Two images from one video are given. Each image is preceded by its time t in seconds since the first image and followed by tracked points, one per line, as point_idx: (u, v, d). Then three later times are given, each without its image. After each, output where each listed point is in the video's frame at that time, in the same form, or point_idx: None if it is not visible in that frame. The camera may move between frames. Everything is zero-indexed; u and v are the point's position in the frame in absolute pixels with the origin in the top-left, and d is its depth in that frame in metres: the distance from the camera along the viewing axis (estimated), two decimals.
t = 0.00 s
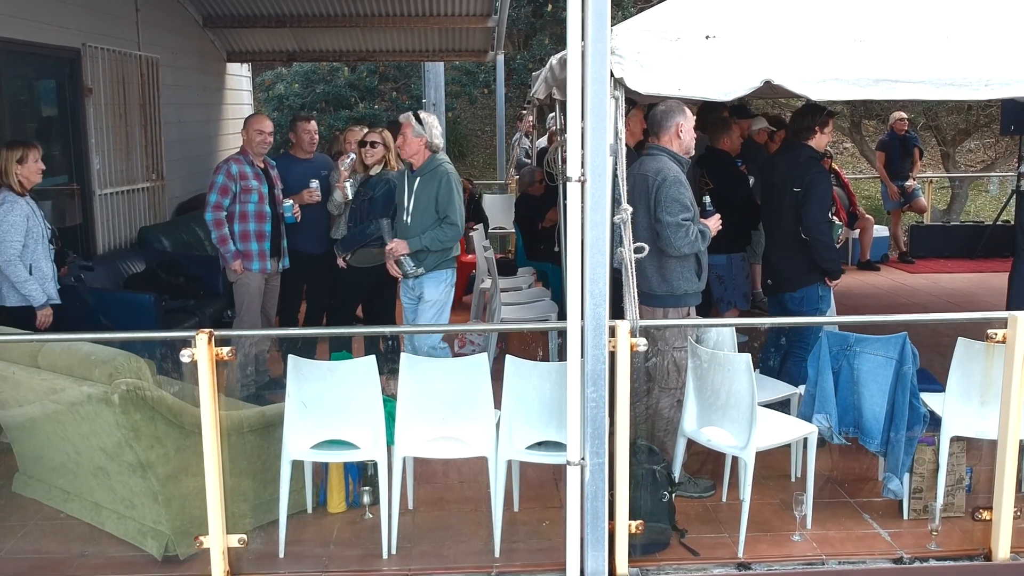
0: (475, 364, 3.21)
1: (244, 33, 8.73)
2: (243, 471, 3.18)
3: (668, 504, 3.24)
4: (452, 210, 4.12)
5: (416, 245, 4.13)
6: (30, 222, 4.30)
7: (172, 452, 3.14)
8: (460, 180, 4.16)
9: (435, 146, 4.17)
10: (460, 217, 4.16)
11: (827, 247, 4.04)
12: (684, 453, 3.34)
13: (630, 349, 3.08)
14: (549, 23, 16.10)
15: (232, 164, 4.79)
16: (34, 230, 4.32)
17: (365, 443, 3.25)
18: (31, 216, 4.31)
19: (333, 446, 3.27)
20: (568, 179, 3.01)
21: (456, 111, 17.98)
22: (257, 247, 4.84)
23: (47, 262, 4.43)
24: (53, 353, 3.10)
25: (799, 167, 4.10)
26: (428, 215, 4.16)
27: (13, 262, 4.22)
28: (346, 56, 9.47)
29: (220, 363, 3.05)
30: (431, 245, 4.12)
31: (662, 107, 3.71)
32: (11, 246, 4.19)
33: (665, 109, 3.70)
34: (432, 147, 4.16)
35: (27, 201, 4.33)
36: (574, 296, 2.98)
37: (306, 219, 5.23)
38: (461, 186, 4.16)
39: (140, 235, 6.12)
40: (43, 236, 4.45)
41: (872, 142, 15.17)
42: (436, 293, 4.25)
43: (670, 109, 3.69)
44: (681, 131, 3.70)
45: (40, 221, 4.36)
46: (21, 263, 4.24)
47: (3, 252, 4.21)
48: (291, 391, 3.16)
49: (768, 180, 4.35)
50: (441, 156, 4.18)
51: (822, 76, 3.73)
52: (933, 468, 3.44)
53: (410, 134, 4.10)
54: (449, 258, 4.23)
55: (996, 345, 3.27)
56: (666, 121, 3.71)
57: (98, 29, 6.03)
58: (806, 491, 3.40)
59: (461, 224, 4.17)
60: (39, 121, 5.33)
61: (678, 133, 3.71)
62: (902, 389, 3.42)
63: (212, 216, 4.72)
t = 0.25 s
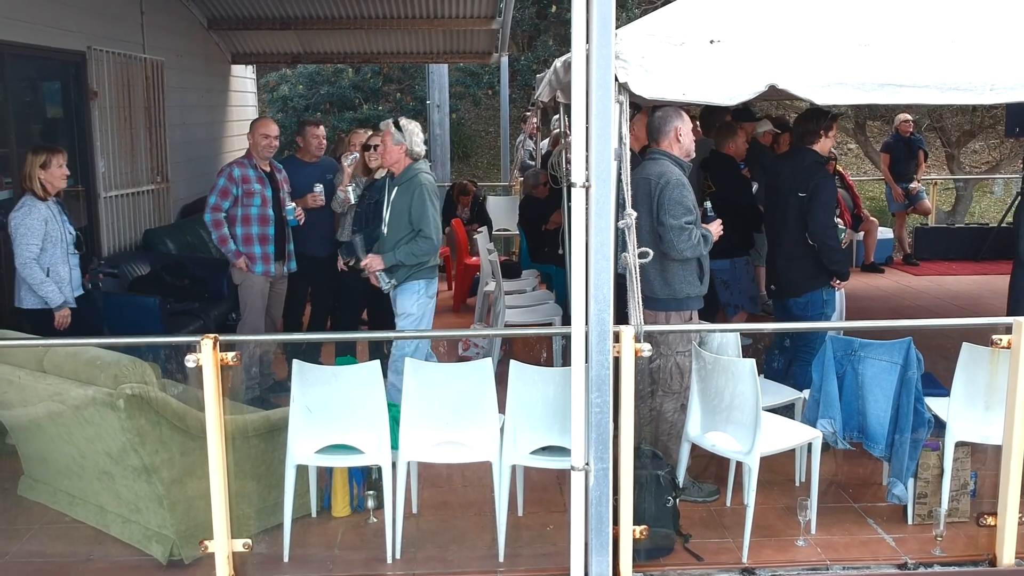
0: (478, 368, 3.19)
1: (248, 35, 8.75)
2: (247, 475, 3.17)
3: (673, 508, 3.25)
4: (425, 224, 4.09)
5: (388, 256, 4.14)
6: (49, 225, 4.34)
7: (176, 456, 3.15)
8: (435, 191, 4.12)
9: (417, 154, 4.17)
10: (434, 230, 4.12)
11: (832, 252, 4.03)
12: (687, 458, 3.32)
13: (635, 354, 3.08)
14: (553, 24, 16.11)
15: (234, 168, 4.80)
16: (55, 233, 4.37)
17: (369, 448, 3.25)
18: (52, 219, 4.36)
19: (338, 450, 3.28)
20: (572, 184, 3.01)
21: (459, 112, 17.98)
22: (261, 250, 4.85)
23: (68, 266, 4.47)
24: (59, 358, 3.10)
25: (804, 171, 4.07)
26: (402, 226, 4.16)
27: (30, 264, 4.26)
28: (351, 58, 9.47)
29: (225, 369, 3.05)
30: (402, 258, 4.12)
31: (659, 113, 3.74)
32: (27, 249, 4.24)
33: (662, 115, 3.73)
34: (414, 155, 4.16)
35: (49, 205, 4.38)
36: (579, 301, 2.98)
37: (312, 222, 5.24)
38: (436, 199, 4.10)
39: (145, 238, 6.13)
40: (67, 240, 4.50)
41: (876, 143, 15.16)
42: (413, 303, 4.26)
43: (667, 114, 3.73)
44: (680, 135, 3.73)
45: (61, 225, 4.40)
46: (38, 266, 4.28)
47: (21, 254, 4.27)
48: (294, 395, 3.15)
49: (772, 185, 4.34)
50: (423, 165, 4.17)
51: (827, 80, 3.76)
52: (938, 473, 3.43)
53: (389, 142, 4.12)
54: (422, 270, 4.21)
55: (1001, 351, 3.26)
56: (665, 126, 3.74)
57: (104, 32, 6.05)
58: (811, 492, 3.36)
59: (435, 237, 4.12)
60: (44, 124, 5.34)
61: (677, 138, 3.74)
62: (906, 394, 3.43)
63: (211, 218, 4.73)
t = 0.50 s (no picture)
0: (480, 372, 3.21)
1: (248, 37, 8.76)
2: (247, 478, 3.18)
3: (673, 511, 3.24)
4: (387, 237, 3.95)
5: (355, 265, 4.03)
6: (66, 224, 4.41)
7: (177, 460, 3.15)
8: (401, 203, 3.97)
9: (392, 161, 4.01)
10: (396, 244, 3.97)
11: (832, 256, 4.03)
12: (688, 460, 3.32)
13: (635, 357, 3.08)
14: (553, 25, 16.13)
15: (235, 171, 4.79)
16: (73, 233, 4.44)
17: (370, 451, 3.25)
18: (71, 219, 4.42)
19: (339, 454, 3.28)
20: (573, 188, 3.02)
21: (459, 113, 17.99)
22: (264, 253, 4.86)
23: (86, 266, 4.51)
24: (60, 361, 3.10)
25: (804, 174, 4.07)
26: (370, 235, 4.03)
27: (43, 262, 4.33)
28: (351, 59, 9.48)
29: (226, 372, 3.05)
30: (365, 269, 4.01)
31: (656, 118, 3.76)
32: (40, 246, 4.31)
33: (660, 120, 3.75)
34: (389, 163, 4.01)
35: (69, 205, 4.45)
36: (579, 305, 2.98)
37: (313, 225, 5.29)
38: (399, 210, 3.95)
39: (145, 240, 6.12)
40: (88, 240, 4.56)
41: (876, 144, 15.17)
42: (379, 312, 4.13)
43: (665, 119, 3.75)
44: (678, 138, 3.75)
45: (79, 225, 4.47)
46: (51, 264, 4.35)
47: (37, 252, 4.36)
48: (295, 398, 3.15)
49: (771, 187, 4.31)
50: (397, 173, 4.02)
51: (827, 84, 3.75)
52: (938, 476, 3.45)
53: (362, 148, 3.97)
54: (389, 280, 4.08)
55: (1001, 354, 3.26)
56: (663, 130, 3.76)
57: (104, 34, 6.05)
58: (811, 494, 3.37)
59: (397, 251, 3.98)
60: (45, 125, 5.35)
61: (676, 141, 3.76)
62: (906, 397, 3.43)
63: (213, 221, 4.74)
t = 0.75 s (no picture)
0: (481, 374, 3.21)
1: (248, 38, 8.76)
2: (248, 480, 3.18)
3: (673, 513, 3.24)
4: (346, 241, 3.85)
5: (319, 268, 3.96)
6: (81, 223, 4.42)
7: (177, 462, 3.15)
8: (359, 206, 3.85)
9: (359, 161, 3.95)
10: (354, 247, 3.87)
11: (831, 257, 4.04)
12: (688, 462, 3.30)
13: (635, 360, 3.08)
14: (552, 25, 16.13)
15: (238, 173, 4.79)
16: (89, 232, 4.45)
17: (369, 453, 3.26)
18: (87, 218, 4.44)
19: (339, 456, 3.27)
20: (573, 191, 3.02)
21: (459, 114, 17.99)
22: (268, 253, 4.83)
23: (101, 265, 4.52)
24: (60, 363, 3.10)
25: (803, 176, 4.07)
26: (331, 237, 3.94)
27: (56, 261, 4.35)
28: (351, 60, 9.48)
29: (226, 374, 3.05)
30: (325, 272, 3.92)
31: (656, 120, 3.77)
32: (54, 245, 4.33)
33: (660, 123, 3.75)
34: (357, 162, 3.94)
35: (87, 205, 4.47)
36: (579, 307, 2.98)
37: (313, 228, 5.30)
38: (357, 214, 3.83)
39: (144, 241, 6.10)
40: (105, 239, 4.58)
41: (875, 145, 15.17)
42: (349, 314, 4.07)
43: (664, 122, 3.75)
44: (677, 140, 3.75)
45: (95, 224, 4.48)
46: (63, 263, 4.36)
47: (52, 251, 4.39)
48: (295, 400, 3.15)
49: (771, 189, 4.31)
50: (362, 175, 3.94)
51: (827, 85, 3.76)
52: (938, 478, 3.44)
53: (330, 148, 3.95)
54: (358, 282, 4.02)
55: (1000, 356, 3.26)
56: (663, 132, 3.76)
57: (103, 36, 6.05)
58: (811, 494, 3.36)
59: (354, 255, 3.87)
60: (44, 126, 5.34)
61: (675, 143, 3.76)
62: (905, 400, 3.44)
63: (215, 224, 4.74)
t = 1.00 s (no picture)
0: (480, 374, 3.21)
1: (246, 38, 8.76)
2: (247, 480, 3.18)
3: (672, 513, 3.24)
4: (306, 245, 3.77)
5: (281, 272, 3.86)
6: (100, 225, 4.48)
7: (176, 462, 3.15)
8: (322, 210, 3.77)
9: (325, 164, 3.89)
10: (315, 252, 3.78)
11: (830, 258, 4.05)
12: (686, 462, 3.31)
13: (633, 360, 3.06)
14: (552, 25, 16.13)
15: (239, 175, 4.79)
16: (108, 234, 4.51)
17: (367, 453, 3.26)
18: (106, 221, 4.50)
19: (338, 456, 3.27)
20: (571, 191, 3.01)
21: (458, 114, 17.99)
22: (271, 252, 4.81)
23: (116, 268, 4.56)
24: (58, 363, 3.10)
25: (801, 177, 4.08)
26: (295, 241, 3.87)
27: (72, 262, 4.41)
28: (350, 60, 9.49)
29: (225, 375, 3.05)
30: (287, 276, 3.83)
31: (654, 121, 3.78)
32: (71, 246, 4.40)
33: (659, 123, 3.77)
34: (322, 166, 3.90)
35: (108, 207, 4.54)
36: (578, 307, 2.99)
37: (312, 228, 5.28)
38: (317, 217, 3.75)
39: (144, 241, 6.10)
40: (123, 242, 4.63)
41: (874, 145, 15.18)
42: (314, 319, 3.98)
43: (662, 123, 3.77)
44: (675, 140, 3.76)
45: (114, 227, 4.53)
46: (79, 264, 4.42)
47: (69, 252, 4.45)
48: (293, 400, 3.15)
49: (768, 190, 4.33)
50: (328, 178, 3.87)
51: (825, 86, 3.77)
52: (936, 478, 3.46)
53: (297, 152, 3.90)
54: (325, 287, 3.92)
55: (999, 355, 3.26)
56: (661, 132, 3.76)
57: (102, 36, 6.05)
58: (808, 494, 3.37)
59: (315, 260, 3.78)
60: (43, 126, 5.34)
61: (674, 143, 3.76)
62: (904, 399, 3.43)
63: (219, 226, 4.74)
